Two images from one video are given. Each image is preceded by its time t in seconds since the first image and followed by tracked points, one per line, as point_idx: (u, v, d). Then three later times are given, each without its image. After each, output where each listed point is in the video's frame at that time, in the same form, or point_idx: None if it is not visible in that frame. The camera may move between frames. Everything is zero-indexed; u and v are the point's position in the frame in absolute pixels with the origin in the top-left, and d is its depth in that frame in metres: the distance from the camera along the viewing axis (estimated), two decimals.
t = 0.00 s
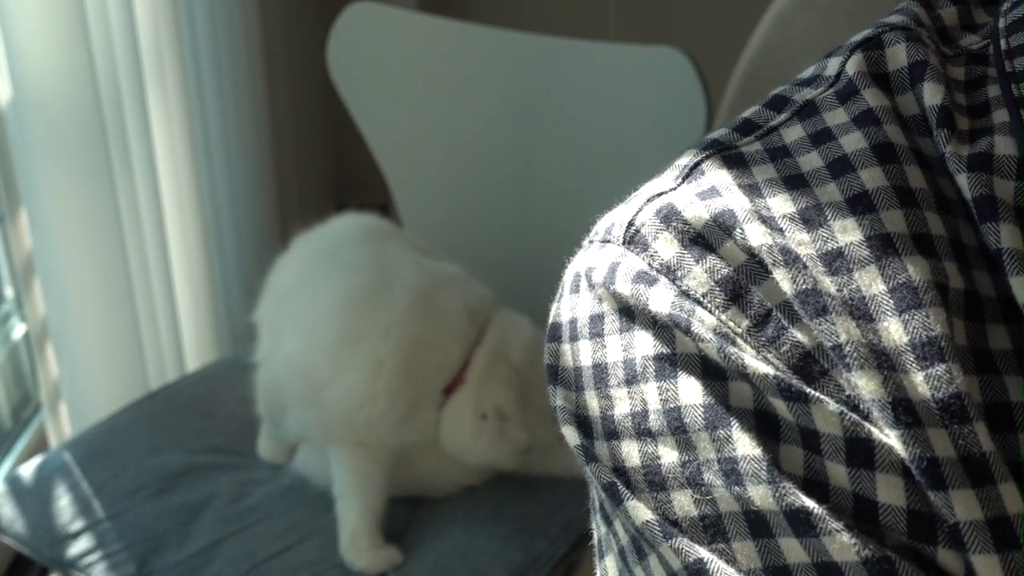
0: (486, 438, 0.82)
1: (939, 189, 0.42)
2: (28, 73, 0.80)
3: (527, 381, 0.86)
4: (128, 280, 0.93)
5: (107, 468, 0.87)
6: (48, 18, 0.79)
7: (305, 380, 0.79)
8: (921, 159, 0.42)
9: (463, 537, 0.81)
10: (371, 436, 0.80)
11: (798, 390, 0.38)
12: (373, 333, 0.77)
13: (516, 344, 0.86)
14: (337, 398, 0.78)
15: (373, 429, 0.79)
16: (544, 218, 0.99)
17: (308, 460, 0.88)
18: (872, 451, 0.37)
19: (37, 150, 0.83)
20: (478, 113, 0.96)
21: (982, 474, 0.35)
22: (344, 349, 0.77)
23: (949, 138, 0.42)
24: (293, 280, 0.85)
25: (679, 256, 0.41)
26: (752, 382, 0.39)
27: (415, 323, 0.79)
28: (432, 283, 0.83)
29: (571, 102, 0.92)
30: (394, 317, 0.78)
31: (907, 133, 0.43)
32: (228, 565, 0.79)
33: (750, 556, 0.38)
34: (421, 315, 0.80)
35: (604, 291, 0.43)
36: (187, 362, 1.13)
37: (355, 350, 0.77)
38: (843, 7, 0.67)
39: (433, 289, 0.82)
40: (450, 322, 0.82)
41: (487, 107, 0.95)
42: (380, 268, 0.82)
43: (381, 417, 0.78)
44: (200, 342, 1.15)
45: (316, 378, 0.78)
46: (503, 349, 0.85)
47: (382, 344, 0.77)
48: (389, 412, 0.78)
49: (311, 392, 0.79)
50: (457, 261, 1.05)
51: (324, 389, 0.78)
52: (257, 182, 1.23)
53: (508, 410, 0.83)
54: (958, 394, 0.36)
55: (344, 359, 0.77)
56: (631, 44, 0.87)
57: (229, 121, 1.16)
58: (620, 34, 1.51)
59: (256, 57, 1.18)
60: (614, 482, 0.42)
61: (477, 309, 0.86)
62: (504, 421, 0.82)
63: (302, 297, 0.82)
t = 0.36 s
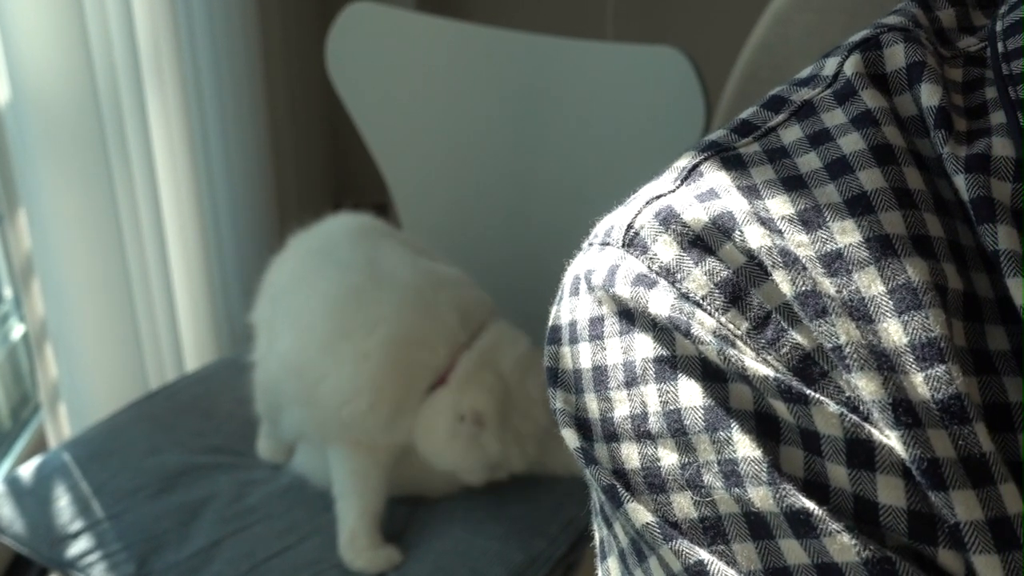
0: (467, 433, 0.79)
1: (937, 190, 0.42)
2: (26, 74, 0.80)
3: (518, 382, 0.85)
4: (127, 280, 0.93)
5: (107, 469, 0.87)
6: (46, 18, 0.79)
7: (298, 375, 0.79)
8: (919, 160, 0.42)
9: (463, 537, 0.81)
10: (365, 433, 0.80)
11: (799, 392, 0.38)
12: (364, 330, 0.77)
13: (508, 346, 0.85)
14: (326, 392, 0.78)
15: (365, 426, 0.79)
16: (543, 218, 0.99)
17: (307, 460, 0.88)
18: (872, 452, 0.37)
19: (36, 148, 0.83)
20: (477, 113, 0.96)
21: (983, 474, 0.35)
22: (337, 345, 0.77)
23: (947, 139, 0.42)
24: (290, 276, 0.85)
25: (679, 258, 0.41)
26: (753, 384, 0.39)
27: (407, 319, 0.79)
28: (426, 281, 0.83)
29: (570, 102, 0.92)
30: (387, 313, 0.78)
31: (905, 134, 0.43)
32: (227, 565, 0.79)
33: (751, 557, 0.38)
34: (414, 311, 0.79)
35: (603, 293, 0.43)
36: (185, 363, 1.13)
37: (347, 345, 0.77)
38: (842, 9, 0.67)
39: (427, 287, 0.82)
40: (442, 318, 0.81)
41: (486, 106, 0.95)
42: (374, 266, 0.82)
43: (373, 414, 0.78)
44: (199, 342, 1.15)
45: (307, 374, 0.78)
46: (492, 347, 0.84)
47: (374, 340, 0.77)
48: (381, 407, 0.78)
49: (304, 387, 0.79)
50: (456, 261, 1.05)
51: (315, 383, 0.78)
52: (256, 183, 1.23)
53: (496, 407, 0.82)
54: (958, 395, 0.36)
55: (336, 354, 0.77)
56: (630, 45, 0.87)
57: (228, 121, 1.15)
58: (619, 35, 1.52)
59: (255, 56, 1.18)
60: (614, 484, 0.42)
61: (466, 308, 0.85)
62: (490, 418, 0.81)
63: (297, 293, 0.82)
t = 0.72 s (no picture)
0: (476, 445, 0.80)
1: (938, 190, 0.42)
2: (28, 78, 0.80)
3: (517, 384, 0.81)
4: (129, 280, 0.93)
5: (111, 469, 0.87)
6: (47, 20, 0.79)
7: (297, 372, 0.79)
8: (920, 160, 0.42)
9: (466, 537, 0.81)
10: (363, 430, 0.80)
11: (800, 392, 0.38)
12: (362, 328, 0.77)
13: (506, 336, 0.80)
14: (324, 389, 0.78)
15: (362, 422, 0.79)
16: (544, 219, 0.99)
17: (310, 459, 0.88)
18: (874, 453, 0.37)
19: (38, 148, 0.84)
20: (478, 113, 0.96)
21: (985, 475, 0.35)
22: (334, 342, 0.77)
23: (947, 139, 0.42)
24: (290, 272, 0.85)
25: (680, 259, 0.41)
26: (754, 385, 0.39)
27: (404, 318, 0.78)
28: (424, 280, 0.82)
29: (572, 102, 0.92)
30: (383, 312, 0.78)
31: (906, 134, 0.43)
32: (231, 565, 0.79)
33: (753, 558, 0.38)
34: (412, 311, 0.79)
35: (605, 295, 0.43)
36: (189, 363, 1.14)
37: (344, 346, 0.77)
38: (845, 7, 0.67)
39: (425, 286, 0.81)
40: (438, 316, 0.80)
41: (487, 106, 0.95)
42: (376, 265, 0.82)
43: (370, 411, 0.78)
44: (202, 342, 1.15)
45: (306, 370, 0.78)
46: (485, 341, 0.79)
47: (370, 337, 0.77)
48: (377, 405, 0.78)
49: (301, 383, 0.79)
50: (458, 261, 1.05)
51: (313, 380, 0.78)
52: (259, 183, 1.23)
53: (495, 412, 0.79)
54: (960, 395, 0.36)
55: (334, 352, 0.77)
56: (632, 44, 0.87)
57: (231, 121, 1.16)
58: (621, 33, 1.51)
59: (258, 57, 1.18)
60: (616, 486, 0.42)
61: (458, 298, 0.83)
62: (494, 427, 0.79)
63: (298, 290, 0.82)
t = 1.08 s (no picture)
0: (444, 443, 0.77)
1: (939, 190, 0.42)
2: (30, 79, 0.80)
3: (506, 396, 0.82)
4: (133, 281, 0.93)
5: (115, 470, 0.88)
6: (49, 22, 0.79)
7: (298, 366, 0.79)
8: (921, 161, 0.42)
9: (470, 537, 0.81)
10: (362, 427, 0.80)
11: (803, 393, 0.38)
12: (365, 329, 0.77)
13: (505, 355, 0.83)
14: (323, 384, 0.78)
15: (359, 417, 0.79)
16: (547, 219, 0.99)
17: (313, 460, 0.88)
18: (877, 453, 0.37)
19: (41, 150, 0.84)
20: (481, 113, 0.96)
21: (988, 475, 0.35)
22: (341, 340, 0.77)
23: (947, 139, 0.42)
24: (296, 268, 0.85)
25: (682, 261, 0.41)
26: (757, 386, 0.39)
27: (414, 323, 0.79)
28: (431, 283, 0.83)
29: (574, 102, 0.92)
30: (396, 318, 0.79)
31: (906, 134, 0.43)
32: (236, 566, 0.79)
33: (756, 559, 0.38)
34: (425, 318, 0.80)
35: (608, 296, 0.43)
36: (193, 364, 1.14)
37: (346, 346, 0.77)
38: (847, 6, 0.67)
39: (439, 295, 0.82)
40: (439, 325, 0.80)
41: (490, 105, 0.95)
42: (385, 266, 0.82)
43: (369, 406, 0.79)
44: (205, 343, 1.15)
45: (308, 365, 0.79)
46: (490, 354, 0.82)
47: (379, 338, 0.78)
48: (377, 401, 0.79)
49: (302, 377, 0.79)
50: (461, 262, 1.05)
51: (314, 375, 0.78)
52: (262, 184, 1.23)
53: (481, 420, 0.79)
54: (962, 395, 0.36)
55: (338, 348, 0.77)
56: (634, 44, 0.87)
57: (234, 122, 1.16)
58: (623, 33, 1.51)
59: (260, 58, 1.18)
60: (619, 487, 0.42)
61: (465, 308, 0.84)
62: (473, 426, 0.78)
63: (304, 285, 0.82)
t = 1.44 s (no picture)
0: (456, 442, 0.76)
1: (941, 188, 0.42)
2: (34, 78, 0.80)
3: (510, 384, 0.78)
4: (137, 280, 0.93)
5: (120, 469, 0.88)
6: (54, 22, 0.79)
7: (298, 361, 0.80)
8: (923, 159, 0.42)
9: (473, 536, 0.81)
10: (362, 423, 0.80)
11: (807, 391, 0.38)
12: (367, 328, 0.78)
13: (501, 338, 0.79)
14: (323, 379, 0.78)
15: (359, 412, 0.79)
16: (550, 218, 0.99)
17: (317, 459, 0.88)
18: (880, 451, 0.37)
19: (45, 148, 0.84)
20: (484, 113, 0.96)
21: (991, 471, 0.35)
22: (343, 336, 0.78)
23: (948, 138, 0.42)
24: (300, 264, 0.86)
25: (685, 259, 0.41)
26: (760, 384, 0.39)
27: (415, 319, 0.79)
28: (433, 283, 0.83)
29: (577, 101, 0.92)
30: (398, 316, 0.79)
31: (908, 132, 0.43)
32: (240, 564, 0.79)
33: (759, 556, 0.38)
34: (428, 315, 0.80)
35: (611, 295, 0.43)
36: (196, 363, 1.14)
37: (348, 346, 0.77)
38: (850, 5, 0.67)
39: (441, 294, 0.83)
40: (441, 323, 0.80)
41: (493, 105, 0.95)
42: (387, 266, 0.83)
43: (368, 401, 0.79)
44: (209, 342, 1.15)
45: (309, 361, 0.79)
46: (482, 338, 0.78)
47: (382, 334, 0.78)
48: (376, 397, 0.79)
49: (304, 374, 0.80)
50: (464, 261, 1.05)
51: (316, 373, 0.78)
52: (265, 183, 1.23)
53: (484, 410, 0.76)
54: (965, 392, 0.36)
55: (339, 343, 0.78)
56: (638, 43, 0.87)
57: (238, 122, 1.16)
58: (626, 32, 1.51)
59: (264, 57, 1.18)
60: (622, 484, 0.42)
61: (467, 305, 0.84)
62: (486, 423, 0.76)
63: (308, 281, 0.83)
